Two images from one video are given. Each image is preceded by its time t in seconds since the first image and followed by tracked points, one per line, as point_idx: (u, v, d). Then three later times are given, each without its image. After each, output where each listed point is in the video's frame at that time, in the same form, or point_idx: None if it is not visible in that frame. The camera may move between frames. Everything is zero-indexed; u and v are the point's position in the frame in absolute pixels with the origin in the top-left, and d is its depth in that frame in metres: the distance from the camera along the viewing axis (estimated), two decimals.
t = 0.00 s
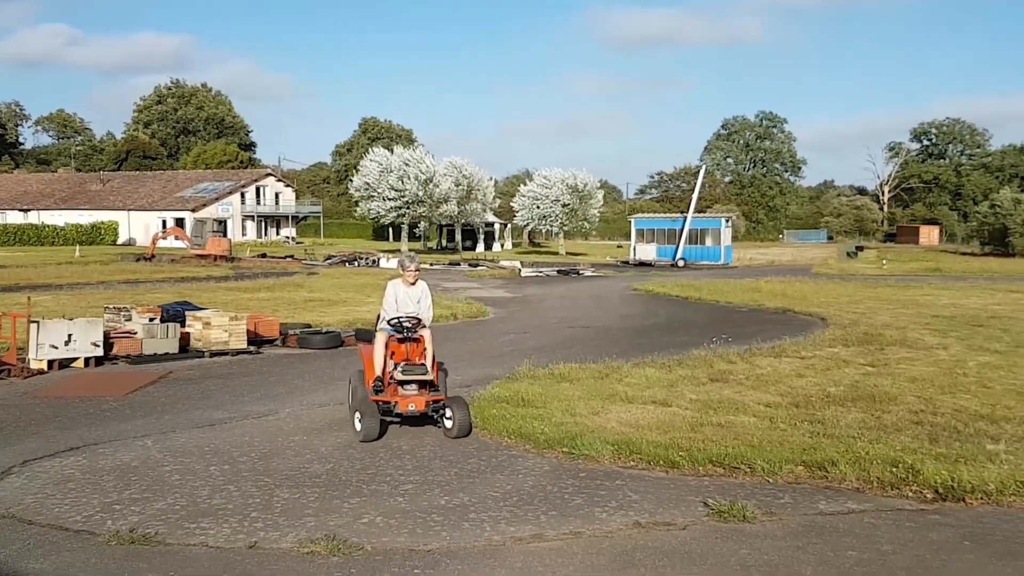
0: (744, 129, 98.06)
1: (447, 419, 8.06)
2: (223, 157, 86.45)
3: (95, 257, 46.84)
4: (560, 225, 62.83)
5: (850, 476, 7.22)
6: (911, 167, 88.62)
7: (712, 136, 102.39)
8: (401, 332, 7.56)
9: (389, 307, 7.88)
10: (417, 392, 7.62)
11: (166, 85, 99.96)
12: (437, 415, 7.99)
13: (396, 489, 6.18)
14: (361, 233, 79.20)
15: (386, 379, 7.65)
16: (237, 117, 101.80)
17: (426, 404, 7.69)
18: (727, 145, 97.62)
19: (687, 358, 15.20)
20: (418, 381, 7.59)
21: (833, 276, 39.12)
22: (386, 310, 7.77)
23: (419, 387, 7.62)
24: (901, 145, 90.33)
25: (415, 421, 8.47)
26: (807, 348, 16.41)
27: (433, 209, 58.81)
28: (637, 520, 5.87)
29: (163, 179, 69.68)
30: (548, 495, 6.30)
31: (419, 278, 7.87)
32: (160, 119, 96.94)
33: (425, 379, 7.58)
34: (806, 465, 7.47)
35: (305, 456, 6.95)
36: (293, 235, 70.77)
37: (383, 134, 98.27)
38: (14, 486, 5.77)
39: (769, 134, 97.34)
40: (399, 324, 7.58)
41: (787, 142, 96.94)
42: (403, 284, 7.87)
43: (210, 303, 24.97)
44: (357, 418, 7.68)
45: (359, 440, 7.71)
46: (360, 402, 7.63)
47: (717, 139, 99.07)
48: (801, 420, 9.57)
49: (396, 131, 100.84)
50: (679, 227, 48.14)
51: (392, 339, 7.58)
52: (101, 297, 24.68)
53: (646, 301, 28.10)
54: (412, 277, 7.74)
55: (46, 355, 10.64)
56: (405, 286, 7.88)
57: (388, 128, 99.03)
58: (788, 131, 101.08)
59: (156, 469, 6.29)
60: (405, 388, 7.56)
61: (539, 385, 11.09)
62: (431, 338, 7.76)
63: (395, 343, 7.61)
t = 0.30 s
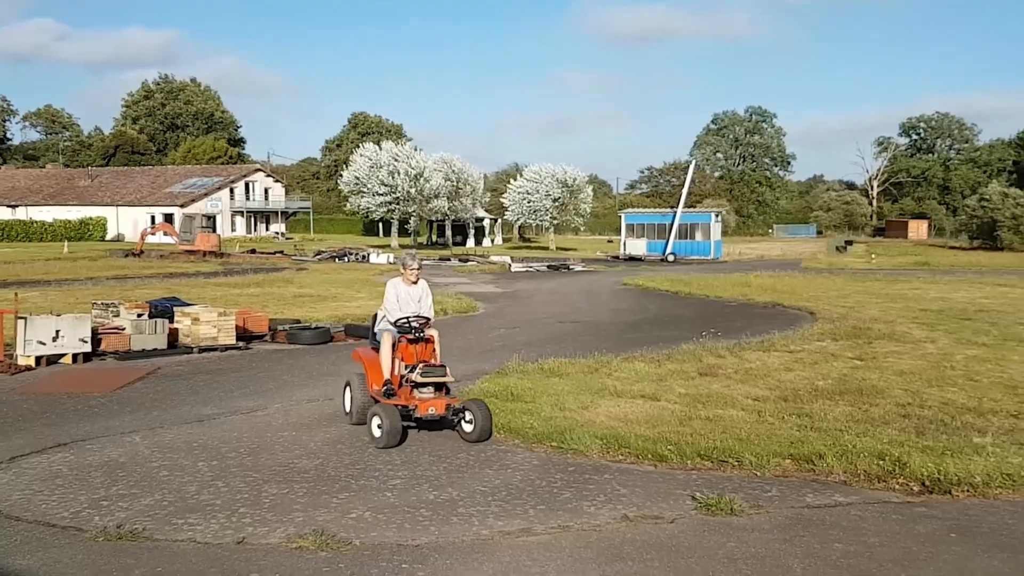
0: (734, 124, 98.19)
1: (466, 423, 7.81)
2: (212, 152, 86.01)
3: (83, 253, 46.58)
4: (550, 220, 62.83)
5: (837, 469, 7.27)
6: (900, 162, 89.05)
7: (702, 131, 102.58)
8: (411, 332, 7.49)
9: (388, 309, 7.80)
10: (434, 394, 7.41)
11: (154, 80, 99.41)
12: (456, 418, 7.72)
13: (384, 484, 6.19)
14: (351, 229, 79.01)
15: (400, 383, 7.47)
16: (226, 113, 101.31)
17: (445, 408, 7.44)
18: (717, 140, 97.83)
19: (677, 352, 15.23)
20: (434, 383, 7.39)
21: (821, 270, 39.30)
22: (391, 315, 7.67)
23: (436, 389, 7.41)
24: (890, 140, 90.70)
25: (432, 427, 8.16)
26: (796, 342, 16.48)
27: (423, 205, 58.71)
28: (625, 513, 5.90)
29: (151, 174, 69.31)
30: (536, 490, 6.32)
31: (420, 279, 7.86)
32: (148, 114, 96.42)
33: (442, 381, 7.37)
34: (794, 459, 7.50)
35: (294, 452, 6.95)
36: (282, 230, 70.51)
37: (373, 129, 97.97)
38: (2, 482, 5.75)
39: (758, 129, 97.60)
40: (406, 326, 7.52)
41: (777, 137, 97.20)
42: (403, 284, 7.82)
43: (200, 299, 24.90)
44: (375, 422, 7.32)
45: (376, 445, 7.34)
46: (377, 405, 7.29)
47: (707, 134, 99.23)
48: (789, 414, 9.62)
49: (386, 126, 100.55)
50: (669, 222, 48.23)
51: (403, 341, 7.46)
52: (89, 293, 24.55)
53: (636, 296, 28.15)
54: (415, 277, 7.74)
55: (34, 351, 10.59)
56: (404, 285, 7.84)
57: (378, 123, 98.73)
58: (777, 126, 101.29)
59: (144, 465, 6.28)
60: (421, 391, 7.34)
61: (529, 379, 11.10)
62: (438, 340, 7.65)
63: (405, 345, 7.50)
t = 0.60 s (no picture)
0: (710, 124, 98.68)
1: (482, 430, 7.48)
2: (187, 152, 85.13)
3: (56, 254, 45.95)
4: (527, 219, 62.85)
5: (811, 467, 7.34)
6: (873, 161, 90.01)
7: (678, 131, 103.10)
8: (419, 336, 7.18)
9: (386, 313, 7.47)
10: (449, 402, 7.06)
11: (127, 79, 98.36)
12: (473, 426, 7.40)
13: (360, 485, 6.16)
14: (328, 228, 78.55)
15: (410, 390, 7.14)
16: (200, 112, 100.39)
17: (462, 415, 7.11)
18: (692, 140, 98.40)
19: (653, 351, 15.29)
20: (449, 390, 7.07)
21: (796, 269, 39.65)
22: (392, 321, 7.36)
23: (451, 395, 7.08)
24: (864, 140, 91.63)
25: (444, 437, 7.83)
26: (771, 341, 16.60)
27: (400, 204, 58.51)
28: (600, 512, 5.91)
29: (125, 174, 68.54)
30: (512, 489, 6.32)
31: (419, 282, 7.57)
32: (122, 113, 95.40)
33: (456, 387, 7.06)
34: (769, 457, 7.56)
35: (268, 453, 6.89)
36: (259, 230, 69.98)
37: (350, 129, 97.48)
38: None
39: (733, 129, 98.23)
40: (411, 329, 7.20)
41: (752, 137, 97.85)
42: (400, 287, 7.52)
43: (174, 300, 24.66)
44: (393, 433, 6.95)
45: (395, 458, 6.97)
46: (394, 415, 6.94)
47: (683, 134, 99.74)
48: (763, 412, 9.70)
49: (362, 125, 100.09)
50: (646, 222, 48.43)
51: (411, 346, 7.14)
52: (61, 294, 24.24)
53: (613, 295, 28.23)
54: (415, 279, 7.45)
55: (5, 353, 10.45)
56: (402, 288, 7.53)
57: (355, 122, 98.25)
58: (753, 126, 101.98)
59: (117, 467, 6.21)
60: (435, 398, 7.01)
61: (506, 379, 11.09)
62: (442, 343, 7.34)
63: (412, 351, 7.17)
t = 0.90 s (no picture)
0: (680, 132, 99.51)
1: (508, 447, 7.20)
2: (155, 161, 84.24)
3: (23, 264, 45.26)
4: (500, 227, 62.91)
5: (781, 472, 7.40)
6: (840, 169, 91.32)
7: (649, 139, 103.92)
8: (435, 350, 6.90)
9: (393, 326, 7.14)
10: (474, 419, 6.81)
11: (94, 88, 97.18)
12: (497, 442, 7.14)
13: (331, 494, 6.11)
14: (299, 237, 78.05)
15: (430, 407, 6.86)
16: (169, 120, 99.38)
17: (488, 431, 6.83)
18: (662, 148, 99.23)
19: (625, 358, 15.35)
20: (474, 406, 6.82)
21: (766, 276, 40.04)
22: (401, 335, 7.06)
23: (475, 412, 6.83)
24: (831, 148, 92.95)
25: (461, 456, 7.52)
26: (741, 347, 16.73)
27: (372, 213, 58.26)
28: (571, 520, 5.92)
29: (93, 183, 67.70)
30: (483, 497, 6.32)
31: (425, 293, 7.29)
32: (89, 122, 94.22)
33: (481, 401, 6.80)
34: (738, 462, 7.61)
35: (237, 464, 6.83)
36: (229, 240, 69.36)
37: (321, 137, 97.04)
38: None
39: (703, 137, 99.21)
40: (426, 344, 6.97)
41: (721, 144, 98.82)
42: (405, 298, 7.21)
43: (143, 309, 24.37)
44: (423, 453, 6.60)
45: (425, 480, 6.60)
46: (426, 434, 6.59)
47: (653, 142, 100.49)
48: (732, 417, 9.77)
49: (333, 133, 99.65)
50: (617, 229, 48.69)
51: (427, 360, 6.86)
52: (27, 304, 23.85)
53: (585, 302, 28.34)
54: (422, 290, 7.20)
55: None
56: (408, 299, 7.23)
57: (326, 131, 97.81)
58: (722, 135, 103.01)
59: (84, 479, 6.12)
60: (460, 414, 6.74)
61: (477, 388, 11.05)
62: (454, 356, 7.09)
63: (427, 365, 6.91)
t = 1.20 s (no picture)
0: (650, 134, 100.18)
1: (539, 454, 7.09)
2: (123, 162, 83.20)
3: None
4: (472, 228, 62.89)
5: (750, 470, 7.47)
6: (809, 170, 92.50)
7: (620, 141, 104.53)
8: (459, 355, 6.73)
9: (408, 332, 6.95)
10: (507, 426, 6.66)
11: (60, 89, 95.79)
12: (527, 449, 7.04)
13: (302, 498, 6.07)
14: (270, 239, 77.49)
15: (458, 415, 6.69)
16: (137, 121, 98.19)
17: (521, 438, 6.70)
18: (633, 150, 99.85)
19: (597, 358, 15.41)
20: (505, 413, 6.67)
21: (736, 276, 40.40)
22: (419, 341, 6.89)
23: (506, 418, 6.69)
24: (800, 149, 94.12)
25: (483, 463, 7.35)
26: (712, 347, 16.87)
27: (343, 214, 57.92)
28: (542, 520, 5.93)
29: (59, 185, 66.72)
30: (456, 499, 6.30)
31: (439, 296, 7.15)
32: (55, 123, 92.85)
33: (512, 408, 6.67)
34: (708, 461, 7.67)
35: (206, 467, 6.76)
36: (198, 242, 68.64)
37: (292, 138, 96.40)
38: None
39: (673, 138, 100.00)
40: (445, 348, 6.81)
41: (691, 145, 99.59)
42: (419, 302, 7.03)
43: (110, 312, 24.06)
44: (463, 464, 6.43)
45: (465, 490, 6.42)
46: (465, 445, 6.42)
47: (624, 143, 101.03)
48: (703, 417, 9.84)
49: (304, 134, 99.00)
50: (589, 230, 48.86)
51: (452, 365, 6.69)
52: None
53: (557, 303, 28.43)
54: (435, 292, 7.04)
55: None
56: (421, 303, 7.05)
57: (296, 132, 97.16)
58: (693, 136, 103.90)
59: (51, 484, 6.03)
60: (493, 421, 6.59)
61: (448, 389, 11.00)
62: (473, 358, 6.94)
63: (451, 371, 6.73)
